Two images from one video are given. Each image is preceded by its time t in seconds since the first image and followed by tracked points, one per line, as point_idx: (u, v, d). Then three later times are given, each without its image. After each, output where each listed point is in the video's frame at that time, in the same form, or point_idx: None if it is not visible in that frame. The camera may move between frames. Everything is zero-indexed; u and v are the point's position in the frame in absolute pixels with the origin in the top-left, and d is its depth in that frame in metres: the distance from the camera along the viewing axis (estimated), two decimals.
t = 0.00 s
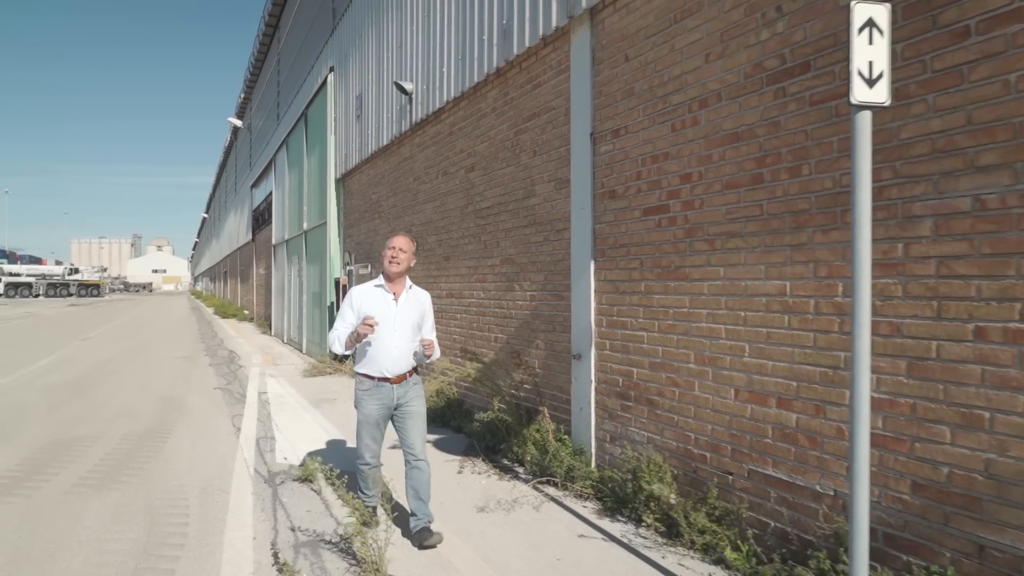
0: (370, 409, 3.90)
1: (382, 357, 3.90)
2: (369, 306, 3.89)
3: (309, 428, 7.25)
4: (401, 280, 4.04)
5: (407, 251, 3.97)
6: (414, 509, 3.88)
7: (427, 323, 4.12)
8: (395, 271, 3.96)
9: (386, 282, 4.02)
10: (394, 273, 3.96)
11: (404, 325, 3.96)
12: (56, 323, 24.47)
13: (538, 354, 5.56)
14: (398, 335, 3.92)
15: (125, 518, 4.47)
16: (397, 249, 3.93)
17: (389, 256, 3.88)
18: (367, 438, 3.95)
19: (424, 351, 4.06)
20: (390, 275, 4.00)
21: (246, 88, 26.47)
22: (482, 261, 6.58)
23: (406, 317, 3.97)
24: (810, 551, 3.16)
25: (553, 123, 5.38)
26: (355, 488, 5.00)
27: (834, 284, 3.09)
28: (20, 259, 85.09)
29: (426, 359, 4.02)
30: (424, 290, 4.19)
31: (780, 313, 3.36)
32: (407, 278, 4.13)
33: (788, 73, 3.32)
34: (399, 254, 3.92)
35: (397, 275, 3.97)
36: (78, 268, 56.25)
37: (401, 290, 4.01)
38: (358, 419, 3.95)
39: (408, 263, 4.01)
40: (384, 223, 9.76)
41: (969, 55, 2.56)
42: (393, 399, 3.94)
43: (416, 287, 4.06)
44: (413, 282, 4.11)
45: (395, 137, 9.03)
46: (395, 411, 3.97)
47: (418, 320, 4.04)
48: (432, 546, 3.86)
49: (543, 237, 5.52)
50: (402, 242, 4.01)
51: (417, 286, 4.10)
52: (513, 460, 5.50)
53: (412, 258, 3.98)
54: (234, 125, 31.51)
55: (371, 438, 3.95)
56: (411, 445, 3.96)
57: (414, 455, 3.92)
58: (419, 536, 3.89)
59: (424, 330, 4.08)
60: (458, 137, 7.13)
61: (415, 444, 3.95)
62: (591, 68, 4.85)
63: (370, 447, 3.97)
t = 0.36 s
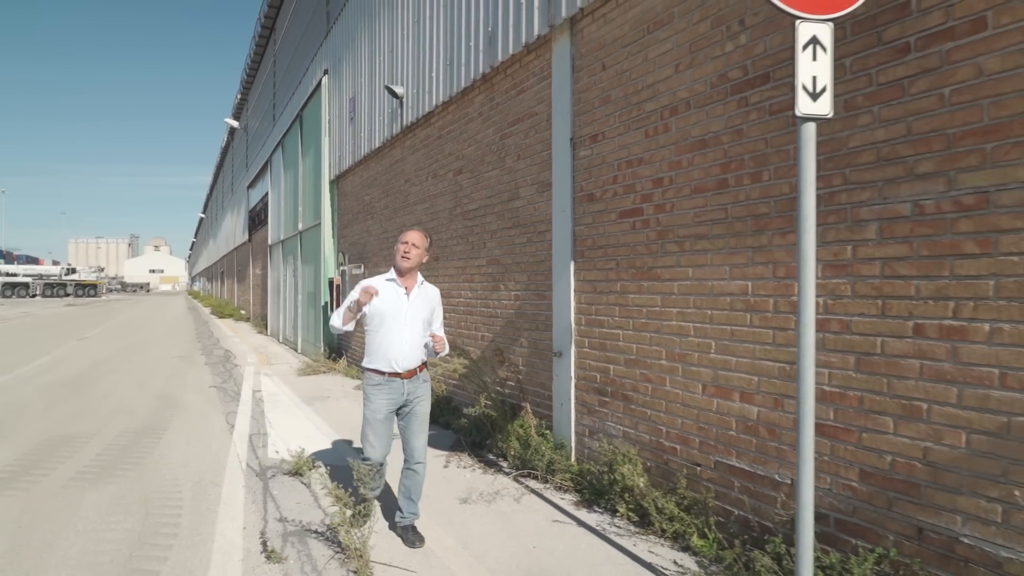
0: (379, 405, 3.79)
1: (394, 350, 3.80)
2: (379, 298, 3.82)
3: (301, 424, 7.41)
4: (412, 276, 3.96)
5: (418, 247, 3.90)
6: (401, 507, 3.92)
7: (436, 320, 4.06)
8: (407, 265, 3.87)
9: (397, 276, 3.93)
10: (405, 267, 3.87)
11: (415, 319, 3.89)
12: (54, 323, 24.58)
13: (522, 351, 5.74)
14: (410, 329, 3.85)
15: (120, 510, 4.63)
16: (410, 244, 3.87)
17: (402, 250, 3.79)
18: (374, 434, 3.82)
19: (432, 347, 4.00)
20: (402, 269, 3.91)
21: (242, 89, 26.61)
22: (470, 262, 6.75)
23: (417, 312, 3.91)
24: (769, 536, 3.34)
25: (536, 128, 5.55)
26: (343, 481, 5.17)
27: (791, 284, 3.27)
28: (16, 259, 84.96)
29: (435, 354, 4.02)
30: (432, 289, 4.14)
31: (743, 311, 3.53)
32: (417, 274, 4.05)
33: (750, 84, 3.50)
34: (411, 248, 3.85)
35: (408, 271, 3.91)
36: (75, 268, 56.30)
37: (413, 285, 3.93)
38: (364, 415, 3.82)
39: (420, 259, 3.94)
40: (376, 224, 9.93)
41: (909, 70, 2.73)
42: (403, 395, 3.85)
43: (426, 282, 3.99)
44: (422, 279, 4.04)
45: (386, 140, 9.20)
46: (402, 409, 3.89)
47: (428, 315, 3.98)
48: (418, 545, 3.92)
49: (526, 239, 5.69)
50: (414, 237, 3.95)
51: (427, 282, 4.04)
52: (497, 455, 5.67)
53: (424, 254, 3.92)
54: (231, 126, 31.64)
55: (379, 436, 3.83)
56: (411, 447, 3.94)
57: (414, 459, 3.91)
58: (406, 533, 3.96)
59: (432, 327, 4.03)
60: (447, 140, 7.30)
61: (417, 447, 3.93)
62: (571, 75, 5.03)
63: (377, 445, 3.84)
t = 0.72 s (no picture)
0: (385, 405, 3.79)
1: (399, 356, 3.79)
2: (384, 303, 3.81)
3: (298, 422, 7.61)
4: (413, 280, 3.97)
5: (419, 254, 3.91)
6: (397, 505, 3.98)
7: (436, 323, 4.08)
8: (409, 271, 3.87)
9: (399, 282, 3.92)
10: (407, 273, 3.87)
11: (418, 324, 3.89)
12: (55, 323, 24.75)
13: (511, 351, 5.92)
14: (413, 334, 3.85)
15: (122, 502, 4.82)
16: (412, 251, 3.86)
17: (403, 260, 3.80)
18: (382, 435, 3.79)
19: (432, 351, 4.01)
20: (403, 274, 3.90)
21: (242, 91, 26.80)
22: (462, 264, 6.94)
23: (420, 316, 3.92)
24: (738, 525, 3.53)
25: (525, 134, 5.74)
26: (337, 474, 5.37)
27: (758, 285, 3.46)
28: (17, 260, 85.24)
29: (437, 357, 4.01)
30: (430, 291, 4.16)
31: (715, 311, 3.72)
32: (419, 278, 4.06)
33: (721, 96, 3.69)
34: (413, 257, 3.86)
35: (410, 278, 3.89)
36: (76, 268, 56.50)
37: (414, 289, 3.94)
38: (370, 416, 3.80)
39: (421, 265, 3.93)
40: (373, 226, 10.11)
41: (863, 85, 2.92)
42: (408, 398, 3.86)
43: (427, 287, 4.01)
44: (422, 283, 4.05)
45: (382, 144, 9.39)
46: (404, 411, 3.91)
47: (428, 320, 3.99)
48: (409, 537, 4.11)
49: (515, 242, 5.88)
50: (415, 244, 3.93)
51: (428, 286, 4.06)
52: (487, 450, 5.85)
53: (427, 261, 3.93)
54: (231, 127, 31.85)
55: (388, 436, 3.80)
56: (408, 449, 4.02)
57: (410, 459, 4.01)
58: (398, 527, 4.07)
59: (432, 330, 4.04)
60: (441, 145, 7.49)
61: (413, 450, 4.02)
62: (557, 84, 5.21)
63: (385, 444, 3.79)
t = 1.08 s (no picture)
0: (385, 410, 3.78)
1: (396, 362, 3.80)
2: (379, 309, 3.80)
3: (298, 419, 7.82)
4: (410, 281, 3.97)
5: (415, 252, 3.91)
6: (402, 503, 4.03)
7: (436, 324, 4.08)
8: (405, 271, 3.87)
9: (395, 283, 3.93)
10: (403, 274, 3.87)
11: (415, 328, 3.89)
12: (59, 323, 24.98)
13: (504, 350, 6.12)
14: (410, 339, 3.85)
15: (129, 495, 5.03)
16: (407, 249, 3.87)
17: (399, 258, 3.81)
18: (383, 442, 3.77)
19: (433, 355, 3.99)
20: (399, 277, 3.91)
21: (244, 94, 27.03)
22: (457, 266, 7.13)
23: (418, 319, 3.92)
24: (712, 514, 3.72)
25: (517, 140, 5.93)
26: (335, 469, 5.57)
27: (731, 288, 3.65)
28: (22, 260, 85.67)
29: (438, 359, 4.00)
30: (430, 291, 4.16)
31: (691, 312, 3.91)
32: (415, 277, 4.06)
33: (698, 106, 3.87)
34: (408, 255, 3.87)
35: (406, 278, 3.90)
36: (80, 269, 56.83)
37: (411, 291, 3.95)
38: (371, 422, 3.79)
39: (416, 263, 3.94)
40: (372, 228, 10.31)
41: (824, 99, 3.10)
42: (408, 403, 3.86)
43: (425, 287, 4.01)
44: (421, 283, 4.05)
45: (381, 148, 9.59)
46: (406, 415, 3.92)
47: (427, 322, 3.98)
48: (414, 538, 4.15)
49: (508, 245, 6.07)
50: (410, 242, 3.93)
51: (426, 286, 4.05)
52: (479, 446, 6.05)
53: (423, 258, 3.95)
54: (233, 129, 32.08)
55: (390, 443, 3.78)
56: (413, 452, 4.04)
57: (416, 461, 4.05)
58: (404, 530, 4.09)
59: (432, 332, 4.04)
60: (437, 150, 7.68)
61: (418, 452, 4.04)
62: (547, 92, 5.40)
63: (388, 451, 3.76)
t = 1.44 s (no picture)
0: (372, 412, 3.80)
1: (382, 359, 3.81)
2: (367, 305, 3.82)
3: (294, 416, 8.02)
4: (398, 277, 3.98)
5: (400, 245, 3.93)
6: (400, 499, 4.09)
7: (426, 321, 4.05)
8: (391, 267, 3.90)
9: (382, 278, 3.94)
10: (389, 268, 3.89)
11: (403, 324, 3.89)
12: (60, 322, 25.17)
13: (493, 348, 6.31)
14: (397, 335, 3.85)
15: (128, 487, 5.22)
16: (391, 244, 3.90)
17: (383, 252, 3.84)
18: (370, 445, 3.84)
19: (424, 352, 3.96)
20: (386, 272, 3.93)
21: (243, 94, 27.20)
22: (448, 267, 7.32)
23: (406, 315, 3.90)
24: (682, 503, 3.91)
25: (504, 144, 6.12)
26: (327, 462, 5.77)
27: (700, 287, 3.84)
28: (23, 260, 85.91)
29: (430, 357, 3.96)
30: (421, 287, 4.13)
31: (665, 311, 4.10)
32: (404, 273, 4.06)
33: (671, 115, 4.06)
34: (393, 249, 3.89)
35: (393, 272, 3.92)
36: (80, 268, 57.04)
37: (400, 287, 3.94)
38: (359, 424, 3.84)
39: (403, 257, 3.96)
40: (368, 228, 10.49)
41: (784, 110, 3.29)
42: (396, 401, 3.85)
43: (413, 283, 4.00)
44: (410, 279, 4.04)
45: (376, 150, 9.77)
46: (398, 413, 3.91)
47: (415, 318, 3.96)
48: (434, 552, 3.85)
49: (496, 246, 6.26)
50: (395, 237, 3.95)
51: (415, 282, 4.04)
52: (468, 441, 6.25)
53: (409, 253, 3.96)
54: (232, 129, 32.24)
55: (377, 445, 3.84)
56: (415, 450, 3.91)
57: (420, 459, 3.89)
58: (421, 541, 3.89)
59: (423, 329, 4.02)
60: (430, 152, 7.87)
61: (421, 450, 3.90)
62: (533, 99, 5.59)
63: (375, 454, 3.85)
